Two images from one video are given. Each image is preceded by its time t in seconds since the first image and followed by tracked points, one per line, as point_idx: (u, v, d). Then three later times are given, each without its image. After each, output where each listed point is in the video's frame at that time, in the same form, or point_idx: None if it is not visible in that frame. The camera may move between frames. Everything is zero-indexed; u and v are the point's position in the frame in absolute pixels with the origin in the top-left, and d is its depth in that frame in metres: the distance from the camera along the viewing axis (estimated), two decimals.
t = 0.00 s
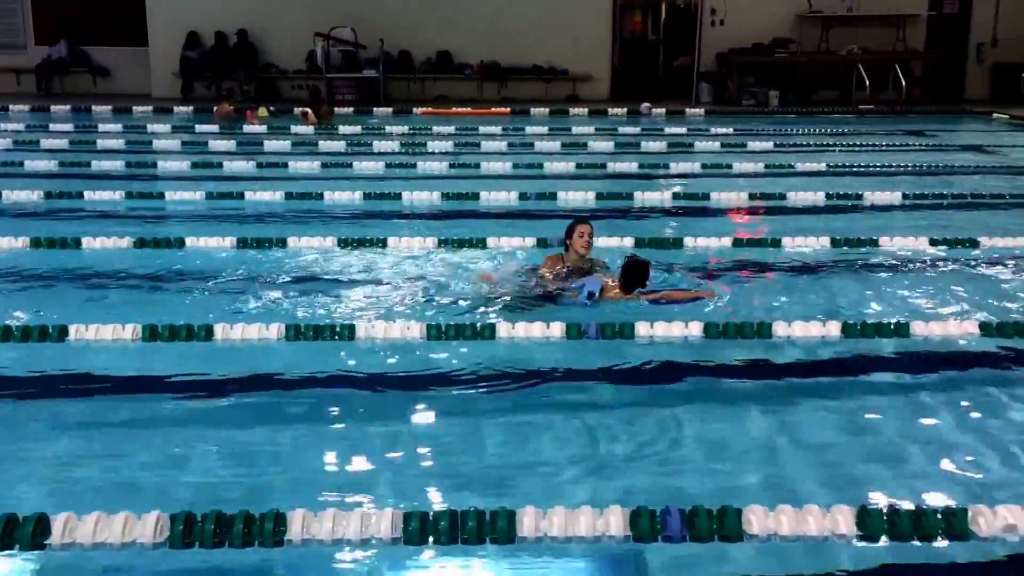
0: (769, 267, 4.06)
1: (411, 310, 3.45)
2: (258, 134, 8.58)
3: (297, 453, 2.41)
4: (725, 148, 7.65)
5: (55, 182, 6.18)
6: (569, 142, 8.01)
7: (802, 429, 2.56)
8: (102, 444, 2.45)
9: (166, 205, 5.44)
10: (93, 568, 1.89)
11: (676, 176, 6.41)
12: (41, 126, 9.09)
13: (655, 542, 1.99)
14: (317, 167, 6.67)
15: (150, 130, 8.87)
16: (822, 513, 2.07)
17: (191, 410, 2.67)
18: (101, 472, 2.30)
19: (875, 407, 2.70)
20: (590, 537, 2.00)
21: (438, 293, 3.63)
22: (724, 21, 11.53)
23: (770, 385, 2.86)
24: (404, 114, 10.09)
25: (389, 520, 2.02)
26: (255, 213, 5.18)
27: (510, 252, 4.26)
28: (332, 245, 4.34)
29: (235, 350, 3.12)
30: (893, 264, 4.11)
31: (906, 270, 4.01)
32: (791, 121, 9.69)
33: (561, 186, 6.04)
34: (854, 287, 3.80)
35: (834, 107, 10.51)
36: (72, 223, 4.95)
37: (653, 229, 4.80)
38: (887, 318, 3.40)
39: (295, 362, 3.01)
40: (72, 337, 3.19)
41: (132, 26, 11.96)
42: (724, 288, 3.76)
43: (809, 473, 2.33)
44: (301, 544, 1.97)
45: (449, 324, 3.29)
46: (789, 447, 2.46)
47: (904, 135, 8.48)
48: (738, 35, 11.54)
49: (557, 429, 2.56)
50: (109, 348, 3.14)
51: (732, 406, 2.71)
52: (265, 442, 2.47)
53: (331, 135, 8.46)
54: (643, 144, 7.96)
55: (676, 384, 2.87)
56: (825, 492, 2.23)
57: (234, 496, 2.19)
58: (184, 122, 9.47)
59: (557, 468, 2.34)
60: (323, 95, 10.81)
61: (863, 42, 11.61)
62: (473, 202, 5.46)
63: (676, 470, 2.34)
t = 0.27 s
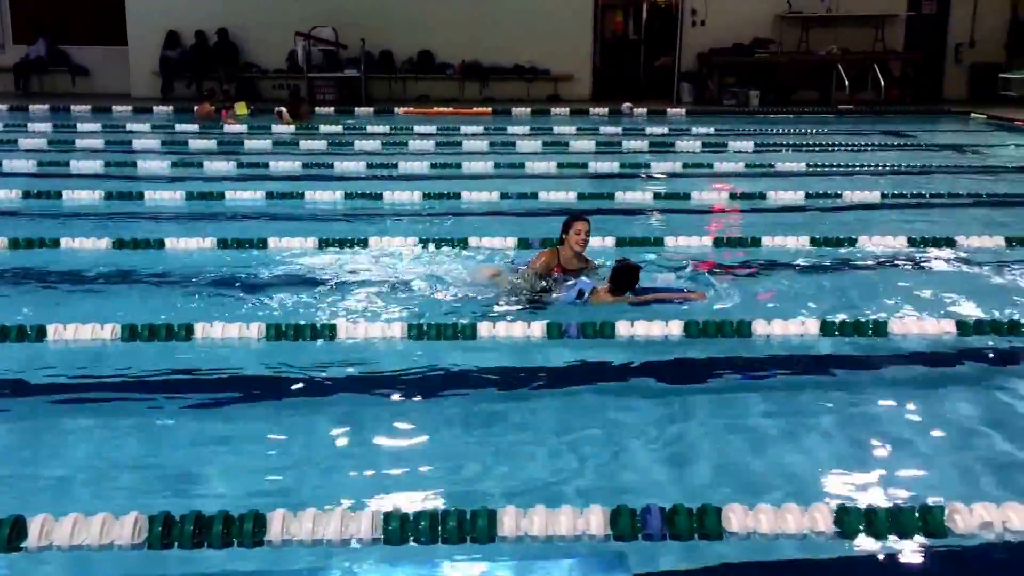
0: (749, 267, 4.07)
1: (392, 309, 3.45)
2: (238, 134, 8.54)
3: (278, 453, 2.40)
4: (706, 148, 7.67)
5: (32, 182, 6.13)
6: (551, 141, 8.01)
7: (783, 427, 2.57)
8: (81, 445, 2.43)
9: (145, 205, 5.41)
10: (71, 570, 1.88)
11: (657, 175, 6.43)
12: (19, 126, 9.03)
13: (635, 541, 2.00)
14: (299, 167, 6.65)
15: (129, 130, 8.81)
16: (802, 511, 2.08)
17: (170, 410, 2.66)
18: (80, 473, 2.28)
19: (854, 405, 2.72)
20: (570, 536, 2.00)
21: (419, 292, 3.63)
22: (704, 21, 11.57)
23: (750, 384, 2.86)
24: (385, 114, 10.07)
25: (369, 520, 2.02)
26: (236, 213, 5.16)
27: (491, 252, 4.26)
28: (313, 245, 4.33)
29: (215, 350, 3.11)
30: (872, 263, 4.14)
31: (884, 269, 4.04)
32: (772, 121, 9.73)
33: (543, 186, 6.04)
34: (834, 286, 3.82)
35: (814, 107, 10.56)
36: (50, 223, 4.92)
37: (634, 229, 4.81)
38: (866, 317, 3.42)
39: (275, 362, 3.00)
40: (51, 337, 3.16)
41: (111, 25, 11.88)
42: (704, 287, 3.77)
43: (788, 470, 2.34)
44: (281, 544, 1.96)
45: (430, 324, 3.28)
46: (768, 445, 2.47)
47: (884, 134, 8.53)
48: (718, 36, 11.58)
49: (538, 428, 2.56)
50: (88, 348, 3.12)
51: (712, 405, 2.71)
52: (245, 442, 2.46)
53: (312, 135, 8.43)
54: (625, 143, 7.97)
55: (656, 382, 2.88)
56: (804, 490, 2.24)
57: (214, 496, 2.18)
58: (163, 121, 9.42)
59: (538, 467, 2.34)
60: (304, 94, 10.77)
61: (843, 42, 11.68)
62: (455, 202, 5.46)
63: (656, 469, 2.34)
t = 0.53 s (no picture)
0: (730, 266, 4.09)
1: (373, 309, 3.44)
2: (218, 133, 8.50)
3: (258, 454, 2.39)
4: (688, 148, 7.69)
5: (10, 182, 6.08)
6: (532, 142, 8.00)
7: (763, 425, 2.58)
8: (58, 447, 2.41)
9: (124, 205, 5.37)
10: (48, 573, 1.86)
11: (639, 175, 6.44)
12: None
13: (616, 540, 2.00)
14: (280, 167, 6.62)
15: (108, 129, 8.75)
16: (781, 510, 2.08)
17: (149, 411, 2.64)
18: (57, 477, 2.27)
19: (833, 404, 2.73)
20: (551, 536, 2.00)
21: (401, 292, 3.62)
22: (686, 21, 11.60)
23: (731, 383, 2.87)
24: (366, 113, 10.05)
25: (350, 521, 2.02)
26: (216, 213, 5.13)
27: (473, 252, 4.26)
28: (294, 245, 4.31)
29: (195, 350, 3.09)
30: (852, 262, 4.16)
31: (863, 269, 4.06)
32: (753, 121, 9.77)
33: (525, 185, 6.04)
34: (813, 285, 3.83)
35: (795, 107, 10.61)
36: (27, 223, 4.88)
37: (615, 228, 4.81)
38: (845, 315, 3.44)
39: (255, 363, 2.98)
40: (28, 337, 3.14)
41: (91, 24, 11.80)
42: (686, 286, 3.78)
43: (768, 468, 2.34)
44: (260, 545, 1.95)
45: (411, 324, 3.27)
46: (749, 444, 2.47)
47: (864, 134, 8.57)
48: (700, 36, 11.61)
49: (517, 428, 2.56)
50: (66, 349, 3.09)
51: (691, 404, 2.72)
52: (224, 443, 2.44)
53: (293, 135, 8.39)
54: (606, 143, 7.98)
55: (638, 382, 2.88)
56: (783, 487, 2.25)
57: (193, 497, 2.17)
58: (143, 121, 9.36)
59: (520, 467, 2.34)
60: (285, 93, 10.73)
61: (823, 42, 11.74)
62: (435, 202, 5.45)
63: (636, 467, 2.35)
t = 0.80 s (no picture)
0: (711, 266, 4.09)
1: (355, 309, 3.42)
2: (199, 133, 8.46)
3: (237, 456, 2.37)
4: (670, 148, 7.70)
5: None
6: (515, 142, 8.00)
7: (744, 424, 2.58)
8: (36, 449, 2.39)
9: (104, 205, 5.34)
10: None
11: (622, 175, 6.45)
12: None
13: (596, 540, 2.00)
14: (261, 167, 6.59)
15: (87, 129, 8.69)
16: (762, 509, 2.09)
17: (128, 412, 2.62)
18: (35, 479, 2.24)
19: (814, 402, 2.74)
20: (531, 537, 1.99)
21: (382, 292, 3.61)
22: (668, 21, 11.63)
23: (712, 382, 2.88)
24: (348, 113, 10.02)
25: (330, 522, 2.01)
26: (197, 213, 5.11)
27: (455, 251, 4.25)
28: (275, 245, 4.29)
29: (175, 350, 3.07)
30: (833, 262, 4.17)
31: (844, 268, 4.08)
32: (735, 121, 9.80)
33: (508, 185, 6.04)
34: (794, 284, 3.85)
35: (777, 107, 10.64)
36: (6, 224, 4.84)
37: (597, 228, 4.81)
38: (826, 314, 3.45)
39: (236, 363, 2.97)
40: (5, 339, 3.11)
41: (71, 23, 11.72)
42: (668, 285, 3.78)
43: (748, 466, 2.35)
44: (240, 548, 1.94)
45: (393, 324, 3.27)
46: (730, 442, 2.48)
47: (846, 135, 8.61)
48: (682, 36, 11.64)
49: (498, 427, 2.56)
50: (44, 350, 3.07)
51: (672, 403, 2.72)
52: (203, 445, 2.42)
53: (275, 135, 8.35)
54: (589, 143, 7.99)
55: (620, 381, 2.88)
56: (764, 486, 2.25)
57: (171, 499, 2.15)
58: (123, 120, 9.30)
59: (501, 467, 2.34)
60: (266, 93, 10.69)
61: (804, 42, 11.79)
62: (417, 202, 5.43)
63: (617, 466, 2.35)
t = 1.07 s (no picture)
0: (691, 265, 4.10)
1: (336, 309, 3.41)
2: (179, 132, 8.41)
3: (217, 458, 2.36)
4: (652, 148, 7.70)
5: None
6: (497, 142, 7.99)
7: (724, 423, 2.59)
8: (12, 452, 2.37)
9: (82, 205, 5.30)
10: None
11: (603, 175, 6.45)
12: None
13: (576, 540, 2.00)
14: (242, 166, 6.56)
15: (66, 128, 8.62)
16: (742, 507, 2.09)
17: (106, 414, 2.60)
18: (12, 482, 2.23)
19: (794, 400, 2.75)
20: (512, 537, 1.99)
21: (364, 292, 3.60)
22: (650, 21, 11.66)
23: (692, 381, 2.89)
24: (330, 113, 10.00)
25: (310, 524, 2.00)
26: (177, 213, 5.08)
27: (436, 251, 4.24)
28: (255, 245, 4.27)
29: (155, 351, 3.06)
30: (813, 261, 4.19)
31: (824, 267, 4.10)
32: (716, 120, 9.83)
33: (490, 185, 6.04)
34: (775, 283, 3.86)
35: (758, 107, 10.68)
36: None
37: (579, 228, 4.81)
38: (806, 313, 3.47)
39: (216, 364, 2.95)
40: None
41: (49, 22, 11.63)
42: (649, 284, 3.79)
43: (729, 465, 2.35)
44: (219, 550, 1.93)
45: (374, 324, 3.26)
46: (710, 442, 2.48)
47: (826, 135, 8.65)
48: (664, 36, 11.66)
49: (479, 427, 2.55)
50: (21, 351, 3.04)
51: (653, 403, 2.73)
52: (182, 447, 2.41)
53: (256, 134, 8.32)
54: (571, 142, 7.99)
55: (601, 381, 2.88)
56: (744, 484, 2.26)
57: (150, 502, 2.14)
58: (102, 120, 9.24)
59: (482, 467, 2.34)
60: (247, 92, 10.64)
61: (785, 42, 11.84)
62: (398, 202, 5.41)
63: (599, 465, 2.35)
